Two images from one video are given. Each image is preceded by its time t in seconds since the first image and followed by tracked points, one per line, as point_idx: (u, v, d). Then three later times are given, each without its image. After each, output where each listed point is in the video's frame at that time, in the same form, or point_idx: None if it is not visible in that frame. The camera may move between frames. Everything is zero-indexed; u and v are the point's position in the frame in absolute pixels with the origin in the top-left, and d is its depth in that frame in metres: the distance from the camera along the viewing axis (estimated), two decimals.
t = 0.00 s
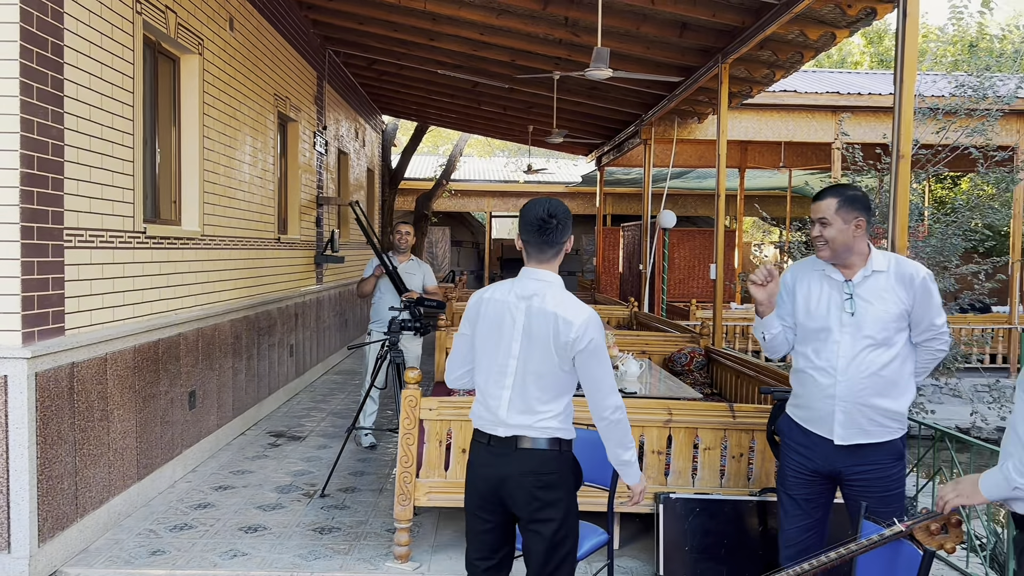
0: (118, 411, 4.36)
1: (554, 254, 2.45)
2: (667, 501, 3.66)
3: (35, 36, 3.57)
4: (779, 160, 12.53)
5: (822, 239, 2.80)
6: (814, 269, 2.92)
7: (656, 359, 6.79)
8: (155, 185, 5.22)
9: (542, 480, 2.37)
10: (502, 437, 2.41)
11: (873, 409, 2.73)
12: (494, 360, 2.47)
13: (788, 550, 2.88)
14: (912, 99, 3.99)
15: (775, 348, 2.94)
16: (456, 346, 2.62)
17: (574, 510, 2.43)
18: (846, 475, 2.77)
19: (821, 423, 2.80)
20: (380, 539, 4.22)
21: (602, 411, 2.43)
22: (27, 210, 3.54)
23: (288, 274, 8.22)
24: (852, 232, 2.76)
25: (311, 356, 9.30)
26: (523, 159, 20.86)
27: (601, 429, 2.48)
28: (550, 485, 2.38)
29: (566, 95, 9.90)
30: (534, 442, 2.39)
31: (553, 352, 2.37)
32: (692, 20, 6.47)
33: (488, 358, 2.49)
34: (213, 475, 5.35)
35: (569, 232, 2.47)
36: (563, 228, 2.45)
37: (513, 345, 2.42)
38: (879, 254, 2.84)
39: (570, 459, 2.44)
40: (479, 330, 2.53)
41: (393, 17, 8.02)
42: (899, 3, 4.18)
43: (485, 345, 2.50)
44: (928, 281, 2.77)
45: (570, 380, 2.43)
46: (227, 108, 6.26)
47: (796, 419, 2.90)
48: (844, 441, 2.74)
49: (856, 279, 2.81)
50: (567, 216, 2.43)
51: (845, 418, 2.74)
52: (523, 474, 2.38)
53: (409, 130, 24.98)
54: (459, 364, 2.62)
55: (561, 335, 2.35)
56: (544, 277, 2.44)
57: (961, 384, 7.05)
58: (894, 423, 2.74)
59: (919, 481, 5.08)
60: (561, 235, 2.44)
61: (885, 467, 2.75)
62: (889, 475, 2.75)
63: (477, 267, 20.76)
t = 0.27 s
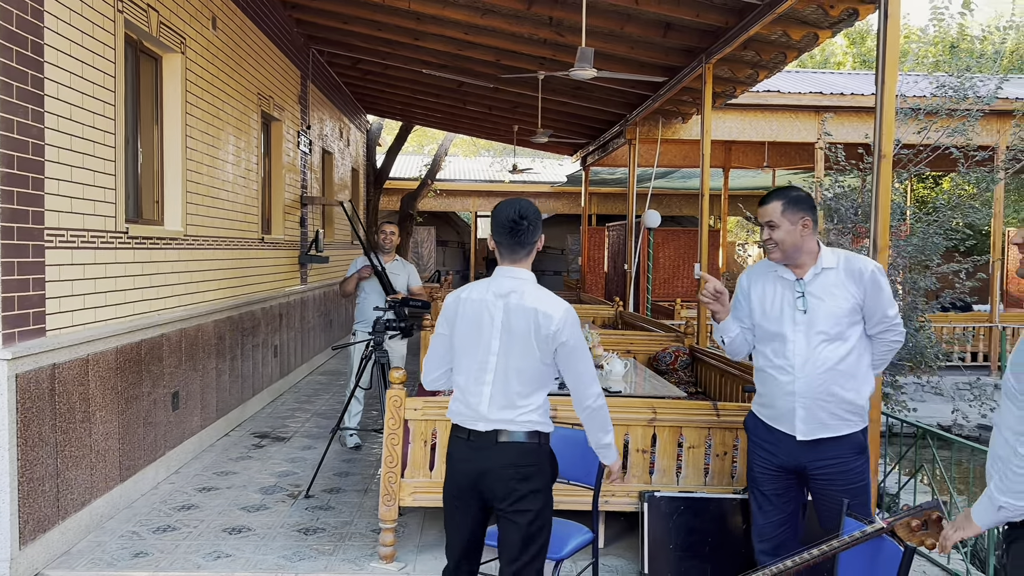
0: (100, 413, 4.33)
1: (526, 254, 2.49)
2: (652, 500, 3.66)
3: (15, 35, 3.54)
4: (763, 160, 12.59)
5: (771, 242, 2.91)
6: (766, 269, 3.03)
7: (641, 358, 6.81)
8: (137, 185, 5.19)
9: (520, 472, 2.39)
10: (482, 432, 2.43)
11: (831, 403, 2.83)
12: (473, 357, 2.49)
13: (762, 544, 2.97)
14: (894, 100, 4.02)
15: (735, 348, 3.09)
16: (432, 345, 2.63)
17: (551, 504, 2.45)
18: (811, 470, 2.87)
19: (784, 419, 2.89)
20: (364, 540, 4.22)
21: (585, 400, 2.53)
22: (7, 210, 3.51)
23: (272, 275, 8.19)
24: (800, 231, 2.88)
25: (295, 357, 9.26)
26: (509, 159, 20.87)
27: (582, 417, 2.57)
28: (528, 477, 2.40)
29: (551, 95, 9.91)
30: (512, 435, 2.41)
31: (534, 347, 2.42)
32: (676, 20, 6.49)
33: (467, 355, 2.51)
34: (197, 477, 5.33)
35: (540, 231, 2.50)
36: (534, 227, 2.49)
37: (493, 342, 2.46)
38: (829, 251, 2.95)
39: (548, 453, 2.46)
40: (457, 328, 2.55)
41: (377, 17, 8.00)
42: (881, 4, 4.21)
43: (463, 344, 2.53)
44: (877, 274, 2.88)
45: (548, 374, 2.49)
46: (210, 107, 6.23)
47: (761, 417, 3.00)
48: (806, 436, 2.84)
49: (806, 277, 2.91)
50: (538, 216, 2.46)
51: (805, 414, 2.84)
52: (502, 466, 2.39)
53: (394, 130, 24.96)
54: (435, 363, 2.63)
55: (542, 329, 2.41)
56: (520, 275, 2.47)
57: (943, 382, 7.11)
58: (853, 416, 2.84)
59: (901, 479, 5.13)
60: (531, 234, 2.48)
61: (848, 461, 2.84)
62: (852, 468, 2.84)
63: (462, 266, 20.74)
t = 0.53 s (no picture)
0: (89, 413, 4.31)
1: (488, 252, 2.57)
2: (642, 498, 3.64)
3: (3, 33, 3.52)
4: (753, 159, 12.63)
5: (745, 241, 2.94)
6: (743, 269, 3.06)
7: (632, 357, 6.81)
8: (126, 184, 5.16)
9: (495, 465, 2.48)
10: (460, 426, 2.51)
11: (809, 399, 2.83)
12: (446, 356, 2.58)
13: (749, 540, 2.99)
14: (883, 99, 4.03)
15: (714, 349, 3.13)
16: (408, 349, 2.72)
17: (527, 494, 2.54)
18: (791, 466, 2.87)
19: (763, 417, 2.90)
20: (356, 540, 4.21)
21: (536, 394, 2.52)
22: None
23: (262, 274, 8.16)
24: (772, 231, 2.89)
25: (286, 357, 9.23)
26: (500, 159, 20.86)
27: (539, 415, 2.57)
28: (503, 470, 2.48)
29: (542, 95, 9.92)
30: (487, 429, 2.50)
31: (499, 340, 2.51)
32: (667, 19, 6.50)
33: (440, 355, 2.60)
34: (187, 477, 5.30)
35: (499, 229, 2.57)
36: (493, 226, 2.55)
37: (462, 339, 2.55)
38: (803, 248, 2.97)
39: (523, 445, 2.54)
40: (429, 330, 2.64)
41: (368, 16, 7.99)
42: (870, 3, 4.22)
43: (436, 344, 2.61)
44: (851, 270, 2.89)
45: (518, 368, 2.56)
46: (200, 107, 6.20)
47: (741, 415, 3.01)
48: (785, 433, 2.85)
49: (781, 274, 2.93)
50: (497, 215, 2.54)
51: (783, 411, 2.85)
52: (477, 461, 2.48)
53: (385, 129, 24.93)
54: (414, 366, 2.72)
55: (505, 322, 2.50)
56: (484, 272, 2.56)
57: (933, 381, 7.14)
58: (831, 412, 2.85)
59: (891, 477, 5.14)
60: (491, 232, 2.54)
61: (828, 456, 2.85)
62: (833, 464, 2.85)
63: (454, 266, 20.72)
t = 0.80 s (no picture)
0: (89, 413, 4.30)
1: (476, 251, 2.62)
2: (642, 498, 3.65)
3: (3, 33, 3.52)
4: (752, 159, 12.63)
5: (742, 239, 2.96)
6: (742, 267, 3.09)
7: (631, 356, 6.81)
8: (125, 183, 5.16)
9: (480, 459, 2.54)
10: (449, 422, 2.58)
11: (805, 396, 2.83)
12: (435, 354, 2.65)
13: (749, 539, 2.99)
14: (883, 98, 4.03)
15: (709, 344, 3.12)
16: (403, 348, 2.80)
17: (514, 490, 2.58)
18: (788, 465, 2.87)
19: (760, 415, 2.91)
20: (355, 539, 4.21)
21: (519, 389, 2.51)
22: None
23: (261, 274, 8.16)
24: (768, 227, 2.92)
25: (285, 356, 9.23)
26: (499, 158, 20.86)
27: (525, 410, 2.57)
28: (488, 464, 2.54)
29: (541, 94, 9.92)
30: (476, 425, 2.56)
31: (483, 337, 2.56)
32: (666, 19, 6.50)
33: (430, 353, 2.66)
34: (187, 477, 5.30)
35: (488, 230, 2.63)
36: (481, 226, 2.62)
37: (450, 337, 2.60)
38: (801, 246, 2.98)
39: (511, 441, 2.59)
40: (420, 329, 2.71)
41: (366, 15, 7.98)
42: (869, 3, 4.22)
43: (426, 342, 2.68)
44: (847, 268, 2.90)
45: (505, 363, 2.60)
46: (199, 106, 6.20)
47: (740, 414, 3.02)
48: (781, 430, 2.85)
49: (779, 272, 2.95)
50: (483, 214, 2.59)
51: (779, 408, 2.86)
52: (464, 455, 2.55)
53: (384, 129, 24.94)
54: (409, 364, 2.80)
55: (487, 319, 2.54)
56: (468, 271, 2.61)
57: (932, 380, 7.14)
58: (828, 410, 2.84)
59: (891, 475, 5.15)
60: (480, 232, 2.60)
61: (824, 455, 2.85)
62: (829, 462, 2.85)
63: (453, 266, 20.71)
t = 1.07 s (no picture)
0: (97, 412, 4.32)
1: (471, 250, 2.60)
2: (649, 497, 3.66)
3: (11, 33, 3.53)
4: (758, 157, 12.61)
5: (761, 235, 2.96)
6: (762, 264, 3.09)
7: (638, 355, 6.81)
8: (133, 183, 5.18)
9: (475, 456, 2.55)
10: (448, 420, 2.61)
11: (818, 396, 2.83)
12: (435, 353, 2.67)
13: (761, 539, 3.00)
14: (890, 96, 4.02)
15: (703, 329, 3.19)
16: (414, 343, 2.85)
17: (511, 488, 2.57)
18: (801, 464, 2.88)
19: (773, 414, 2.92)
20: (363, 538, 4.21)
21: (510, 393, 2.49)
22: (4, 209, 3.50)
23: (268, 273, 8.18)
24: (789, 223, 2.91)
25: (292, 356, 9.25)
26: (505, 158, 20.85)
27: (522, 409, 2.55)
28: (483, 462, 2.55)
29: (547, 93, 9.91)
30: (472, 425, 2.57)
31: (472, 340, 2.54)
32: (673, 17, 6.49)
33: (431, 353, 2.69)
34: (195, 476, 5.32)
35: (488, 227, 2.59)
36: (479, 222, 2.58)
37: (445, 338, 2.62)
38: (821, 245, 2.97)
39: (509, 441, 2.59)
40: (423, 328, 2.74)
41: (373, 14, 7.99)
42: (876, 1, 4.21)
43: (427, 342, 2.71)
44: (867, 267, 2.87)
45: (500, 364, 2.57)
46: (206, 106, 6.22)
47: (754, 412, 3.03)
48: (794, 429, 2.86)
49: (797, 270, 2.95)
50: (478, 213, 2.55)
51: (792, 408, 2.86)
52: (460, 453, 2.57)
53: (390, 128, 25.02)
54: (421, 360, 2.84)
55: (473, 322, 2.52)
56: (461, 272, 2.59)
57: (940, 379, 7.12)
58: (842, 411, 2.84)
59: (899, 474, 5.13)
60: (477, 229, 2.57)
61: (838, 455, 2.84)
62: (842, 463, 2.84)
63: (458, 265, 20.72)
